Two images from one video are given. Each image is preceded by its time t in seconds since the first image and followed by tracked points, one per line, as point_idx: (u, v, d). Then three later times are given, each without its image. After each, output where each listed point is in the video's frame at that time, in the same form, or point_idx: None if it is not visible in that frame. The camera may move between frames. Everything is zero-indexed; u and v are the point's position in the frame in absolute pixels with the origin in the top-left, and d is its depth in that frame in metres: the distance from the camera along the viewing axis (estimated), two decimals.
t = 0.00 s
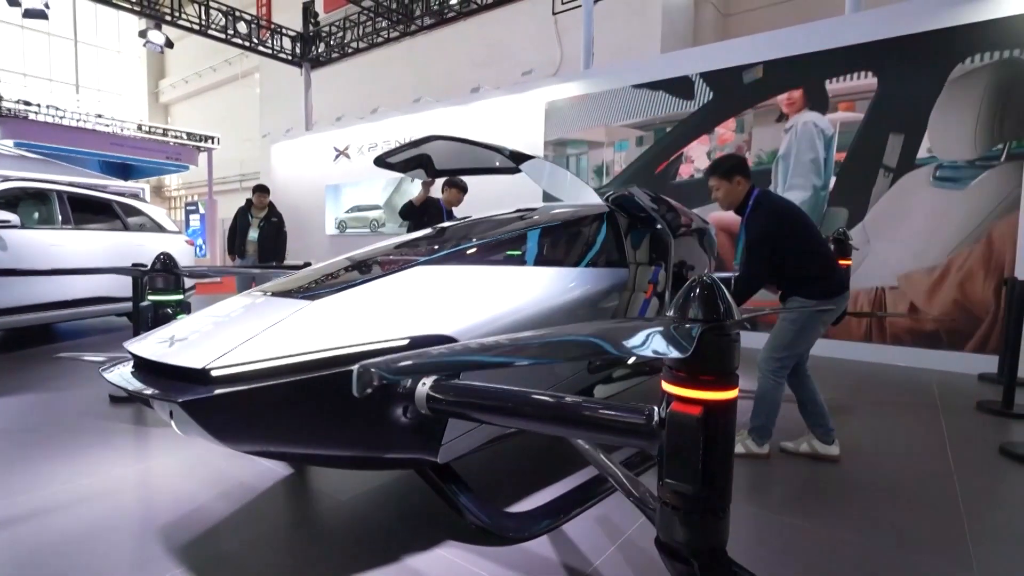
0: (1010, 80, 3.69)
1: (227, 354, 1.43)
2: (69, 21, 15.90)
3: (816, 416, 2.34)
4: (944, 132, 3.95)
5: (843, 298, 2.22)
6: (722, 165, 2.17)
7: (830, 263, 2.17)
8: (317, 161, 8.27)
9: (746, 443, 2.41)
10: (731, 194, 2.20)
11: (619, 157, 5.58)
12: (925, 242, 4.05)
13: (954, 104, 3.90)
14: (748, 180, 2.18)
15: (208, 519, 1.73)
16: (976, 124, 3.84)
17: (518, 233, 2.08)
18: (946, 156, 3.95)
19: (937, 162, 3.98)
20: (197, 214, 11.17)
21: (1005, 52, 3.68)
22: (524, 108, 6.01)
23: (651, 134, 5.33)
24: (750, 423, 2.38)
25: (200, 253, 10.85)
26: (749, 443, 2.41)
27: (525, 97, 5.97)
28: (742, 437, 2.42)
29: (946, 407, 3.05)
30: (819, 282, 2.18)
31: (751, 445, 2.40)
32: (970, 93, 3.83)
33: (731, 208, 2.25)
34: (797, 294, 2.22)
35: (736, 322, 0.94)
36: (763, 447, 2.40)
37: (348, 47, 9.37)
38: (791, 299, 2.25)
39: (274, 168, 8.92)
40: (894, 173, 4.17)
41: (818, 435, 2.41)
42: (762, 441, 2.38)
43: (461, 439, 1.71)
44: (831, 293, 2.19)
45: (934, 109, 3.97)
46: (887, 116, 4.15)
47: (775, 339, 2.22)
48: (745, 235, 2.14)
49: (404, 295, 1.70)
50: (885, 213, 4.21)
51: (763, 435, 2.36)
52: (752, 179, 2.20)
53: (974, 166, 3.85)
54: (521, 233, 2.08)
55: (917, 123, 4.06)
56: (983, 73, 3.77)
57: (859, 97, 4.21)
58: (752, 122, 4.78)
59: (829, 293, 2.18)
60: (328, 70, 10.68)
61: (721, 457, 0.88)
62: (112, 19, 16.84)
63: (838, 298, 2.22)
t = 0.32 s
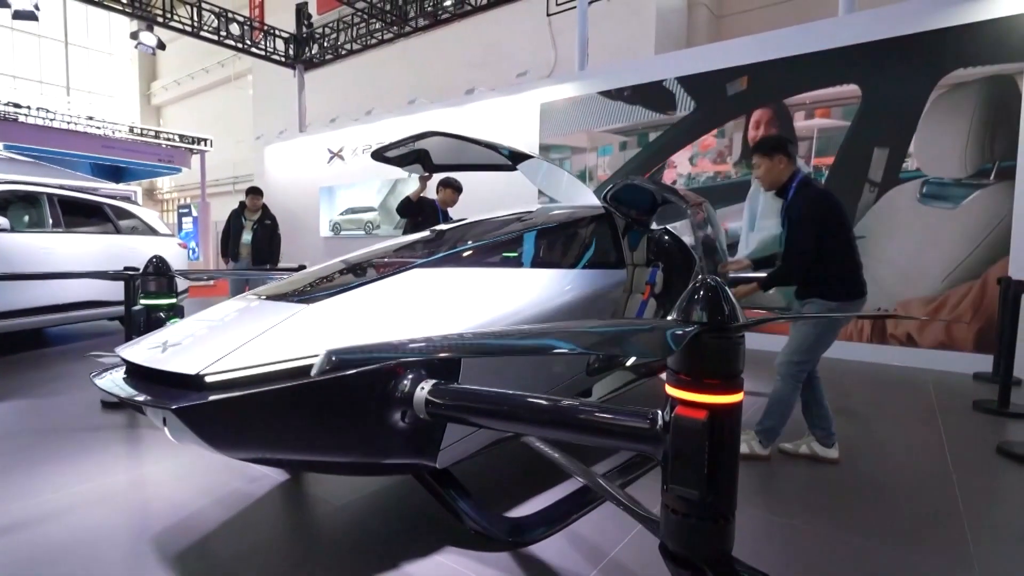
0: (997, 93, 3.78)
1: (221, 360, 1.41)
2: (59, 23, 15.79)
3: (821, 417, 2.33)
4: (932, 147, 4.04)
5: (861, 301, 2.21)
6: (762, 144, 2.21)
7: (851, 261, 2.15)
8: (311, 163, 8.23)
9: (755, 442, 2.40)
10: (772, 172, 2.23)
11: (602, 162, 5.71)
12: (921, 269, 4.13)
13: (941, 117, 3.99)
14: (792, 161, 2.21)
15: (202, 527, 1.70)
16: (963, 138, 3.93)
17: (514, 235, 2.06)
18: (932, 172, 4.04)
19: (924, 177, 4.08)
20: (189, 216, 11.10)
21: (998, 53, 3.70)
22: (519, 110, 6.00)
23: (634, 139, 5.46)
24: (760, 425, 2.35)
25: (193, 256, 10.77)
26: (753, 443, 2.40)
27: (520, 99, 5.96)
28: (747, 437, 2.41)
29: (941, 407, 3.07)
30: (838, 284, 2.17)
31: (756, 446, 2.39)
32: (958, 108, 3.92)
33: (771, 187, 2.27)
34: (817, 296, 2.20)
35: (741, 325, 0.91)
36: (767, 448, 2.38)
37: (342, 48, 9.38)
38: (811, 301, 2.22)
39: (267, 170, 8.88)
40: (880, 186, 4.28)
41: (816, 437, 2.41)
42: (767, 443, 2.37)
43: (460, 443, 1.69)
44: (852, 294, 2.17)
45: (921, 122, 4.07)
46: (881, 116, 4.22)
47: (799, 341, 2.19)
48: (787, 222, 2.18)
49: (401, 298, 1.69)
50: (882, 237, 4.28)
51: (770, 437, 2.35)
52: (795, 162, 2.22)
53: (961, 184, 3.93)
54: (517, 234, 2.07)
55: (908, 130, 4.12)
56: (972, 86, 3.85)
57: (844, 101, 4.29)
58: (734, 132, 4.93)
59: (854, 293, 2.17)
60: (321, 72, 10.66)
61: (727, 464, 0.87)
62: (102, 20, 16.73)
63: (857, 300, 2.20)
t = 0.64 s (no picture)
0: (992, 98, 3.76)
1: (216, 364, 1.38)
2: (50, 25, 15.68)
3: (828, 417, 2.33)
4: (922, 147, 4.04)
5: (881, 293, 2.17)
6: (803, 124, 2.16)
7: (867, 258, 2.14)
8: (306, 165, 8.18)
9: (834, 459, 2.25)
10: (807, 156, 2.19)
11: (590, 163, 5.71)
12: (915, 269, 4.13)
13: (931, 118, 3.98)
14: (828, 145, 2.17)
15: (196, 534, 1.67)
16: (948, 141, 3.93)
17: (511, 236, 2.03)
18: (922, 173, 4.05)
19: (911, 179, 4.09)
20: (183, 219, 11.02)
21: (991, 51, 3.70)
22: (515, 110, 5.98)
23: (621, 139, 5.45)
24: (830, 434, 2.27)
25: (187, 259, 10.70)
26: (836, 456, 2.25)
27: (516, 99, 5.94)
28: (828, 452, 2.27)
29: (941, 405, 3.06)
30: (852, 279, 2.15)
31: (839, 458, 2.25)
32: (949, 110, 3.91)
33: (802, 170, 2.24)
34: (840, 290, 2.17)
35: (751, 324, 0.89)
36: (851, 459, 2.26)
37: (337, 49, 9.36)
38: (827, 298, 2.22)
39: (262, 172, 8.82)
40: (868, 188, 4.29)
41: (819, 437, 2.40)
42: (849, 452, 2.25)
43: (461, 447, 1.67)
44: (870, 288, 2.14)
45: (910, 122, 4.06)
46: (877, 117, 4.19)
47: (842, 338, 2.17)
48: (821, 206, 2.16)
49: (398, 300, 1.66)
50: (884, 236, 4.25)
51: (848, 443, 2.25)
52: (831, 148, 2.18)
53: (948, 186, 3.96)
54: (514, 236, 2.04)
55: (905, 130, 4.10)
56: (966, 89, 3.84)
57: (830, 100, 4.33)
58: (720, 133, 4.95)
59: (868, 288, 2.14)
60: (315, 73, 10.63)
61: (739, 467, 0.85)
62: (94, 21, 16.64)
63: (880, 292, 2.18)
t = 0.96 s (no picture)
0: (978, 99, 3.81)
1: (206, 371, 1.34)
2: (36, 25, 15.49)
3: (831, 418, 2.31)
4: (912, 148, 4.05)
5: (891, 293, 2.15)
6: (830, 114, 2.11)
7: (873, 257, 2.13)
8: (297, 166, 8.12)
9: (875, 458, 2.23)
10: (830, 147, 2.16)
11: (578, 162, 5.69)
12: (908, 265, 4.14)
13: (912, 119, 4.06)
14: (853, 138, 2.14)
15: (187, 545, 1.62)
16: (932, 141, 4.00)
17: (505, 238, 2.00)
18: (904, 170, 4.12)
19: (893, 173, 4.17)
20: (172, 221, 10.90)
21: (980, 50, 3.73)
22: (507, 110, 5.96)
23: (608, 138, 5.44)
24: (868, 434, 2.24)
25: (176, 262, 10.57)
26: (879, 456, 2.23)
27: (508, 100, 5.93)
28: (870, 452, 2.24)
29: (935, 403, 3.08)
30: (853, 277, 2.15)
31: (879, 458, 2.23)
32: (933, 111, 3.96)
33: (825, 162, 2.20)
34: (849, 292, 2.16)
35: (760, 328, 0.86)
36: (892, 457, 2.23)
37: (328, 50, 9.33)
38: (838, 300, 2.22)
39: (252, 173, 8.73)
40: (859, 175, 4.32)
41: (820, 437, 2.39)
42: (891, 451, 2.22)
43: (460, 453, 1.63)
44: (876, 288, 2.12)
45: (893, 125, 4.15)
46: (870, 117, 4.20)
47: (867, 344, 2.09)
48: (838, 199, 2.16)
49: (394, 304, 1.63)
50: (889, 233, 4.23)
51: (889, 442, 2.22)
52: (856, 141, 2.15)
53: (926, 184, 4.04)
54: (509, 237, 2.01)
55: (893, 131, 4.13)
56: (946, 89, 3.91)
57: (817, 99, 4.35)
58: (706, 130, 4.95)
59: (872, 290, 2.13)
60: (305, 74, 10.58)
61: (751, 473, 0.83)
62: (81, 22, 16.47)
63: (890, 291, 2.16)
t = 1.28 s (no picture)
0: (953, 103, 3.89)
1: (185, 382, 1.28)
2: None
3: (821, 418, 2.32)
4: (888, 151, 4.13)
5: (892, 295, 2.17)
6: (851, 112, 2.14)
7: (864, 259, 2.16)
8: (274, 167, 7.96)
9: (862, 459, 2.25)
10: (844, 145, 2.19)
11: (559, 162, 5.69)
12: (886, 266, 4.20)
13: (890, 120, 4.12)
14: (869, 139, 2.17)
15: (165, 562, 1.55)
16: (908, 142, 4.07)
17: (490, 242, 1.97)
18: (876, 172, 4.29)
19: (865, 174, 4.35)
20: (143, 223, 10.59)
21: (951, 56, 3.82)
22: (489, 111, 5.94)
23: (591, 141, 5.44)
24: (858, 436, 2.25)
25: (147, 265, 10.28)
26: (865, 458, 2.25)
27: (490, 101, 5.90)
28: (855, 454, 2.26)
29: (914, 402, 3.13)
30: (849, 279, 2.19)
31: (865, 460, 2.25)
32: (909, 113, 4.04)
33: (841, 160, 2.24)
34: (852, 294, 2.18)
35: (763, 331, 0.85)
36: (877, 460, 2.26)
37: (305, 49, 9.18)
38: (841, 302, 2.22)
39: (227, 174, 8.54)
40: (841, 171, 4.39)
41: (806, 437, 2.40)
42: (876, 454, 2.25)
43: (449, 463, 1.59)
44: (873, 289, 2.15)
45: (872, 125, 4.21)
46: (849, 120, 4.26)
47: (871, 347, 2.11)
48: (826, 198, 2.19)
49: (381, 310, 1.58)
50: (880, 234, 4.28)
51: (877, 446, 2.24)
52: (871, 142, 2.19)
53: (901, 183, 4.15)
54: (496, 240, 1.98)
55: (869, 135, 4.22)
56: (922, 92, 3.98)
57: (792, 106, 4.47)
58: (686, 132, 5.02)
59: (874, 291, 2.15)
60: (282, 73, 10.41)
61: (758, 482, 0.81)
62: (45, 18, 15.96)
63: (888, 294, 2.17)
